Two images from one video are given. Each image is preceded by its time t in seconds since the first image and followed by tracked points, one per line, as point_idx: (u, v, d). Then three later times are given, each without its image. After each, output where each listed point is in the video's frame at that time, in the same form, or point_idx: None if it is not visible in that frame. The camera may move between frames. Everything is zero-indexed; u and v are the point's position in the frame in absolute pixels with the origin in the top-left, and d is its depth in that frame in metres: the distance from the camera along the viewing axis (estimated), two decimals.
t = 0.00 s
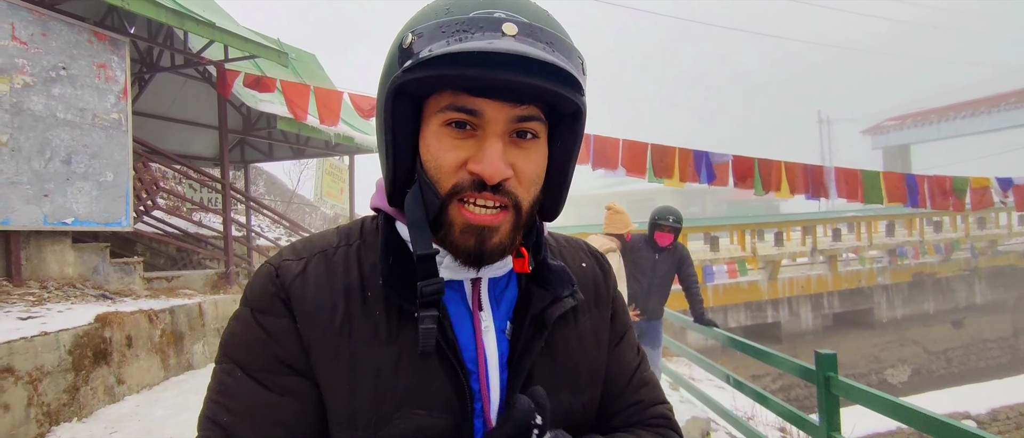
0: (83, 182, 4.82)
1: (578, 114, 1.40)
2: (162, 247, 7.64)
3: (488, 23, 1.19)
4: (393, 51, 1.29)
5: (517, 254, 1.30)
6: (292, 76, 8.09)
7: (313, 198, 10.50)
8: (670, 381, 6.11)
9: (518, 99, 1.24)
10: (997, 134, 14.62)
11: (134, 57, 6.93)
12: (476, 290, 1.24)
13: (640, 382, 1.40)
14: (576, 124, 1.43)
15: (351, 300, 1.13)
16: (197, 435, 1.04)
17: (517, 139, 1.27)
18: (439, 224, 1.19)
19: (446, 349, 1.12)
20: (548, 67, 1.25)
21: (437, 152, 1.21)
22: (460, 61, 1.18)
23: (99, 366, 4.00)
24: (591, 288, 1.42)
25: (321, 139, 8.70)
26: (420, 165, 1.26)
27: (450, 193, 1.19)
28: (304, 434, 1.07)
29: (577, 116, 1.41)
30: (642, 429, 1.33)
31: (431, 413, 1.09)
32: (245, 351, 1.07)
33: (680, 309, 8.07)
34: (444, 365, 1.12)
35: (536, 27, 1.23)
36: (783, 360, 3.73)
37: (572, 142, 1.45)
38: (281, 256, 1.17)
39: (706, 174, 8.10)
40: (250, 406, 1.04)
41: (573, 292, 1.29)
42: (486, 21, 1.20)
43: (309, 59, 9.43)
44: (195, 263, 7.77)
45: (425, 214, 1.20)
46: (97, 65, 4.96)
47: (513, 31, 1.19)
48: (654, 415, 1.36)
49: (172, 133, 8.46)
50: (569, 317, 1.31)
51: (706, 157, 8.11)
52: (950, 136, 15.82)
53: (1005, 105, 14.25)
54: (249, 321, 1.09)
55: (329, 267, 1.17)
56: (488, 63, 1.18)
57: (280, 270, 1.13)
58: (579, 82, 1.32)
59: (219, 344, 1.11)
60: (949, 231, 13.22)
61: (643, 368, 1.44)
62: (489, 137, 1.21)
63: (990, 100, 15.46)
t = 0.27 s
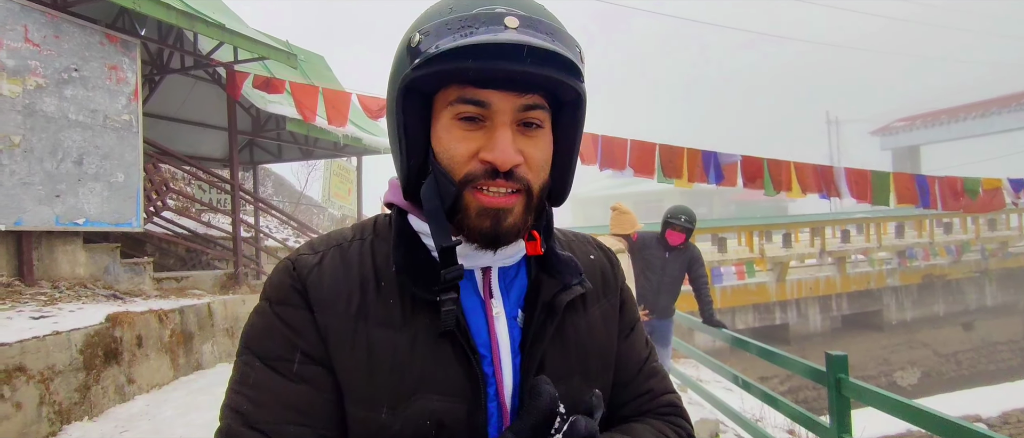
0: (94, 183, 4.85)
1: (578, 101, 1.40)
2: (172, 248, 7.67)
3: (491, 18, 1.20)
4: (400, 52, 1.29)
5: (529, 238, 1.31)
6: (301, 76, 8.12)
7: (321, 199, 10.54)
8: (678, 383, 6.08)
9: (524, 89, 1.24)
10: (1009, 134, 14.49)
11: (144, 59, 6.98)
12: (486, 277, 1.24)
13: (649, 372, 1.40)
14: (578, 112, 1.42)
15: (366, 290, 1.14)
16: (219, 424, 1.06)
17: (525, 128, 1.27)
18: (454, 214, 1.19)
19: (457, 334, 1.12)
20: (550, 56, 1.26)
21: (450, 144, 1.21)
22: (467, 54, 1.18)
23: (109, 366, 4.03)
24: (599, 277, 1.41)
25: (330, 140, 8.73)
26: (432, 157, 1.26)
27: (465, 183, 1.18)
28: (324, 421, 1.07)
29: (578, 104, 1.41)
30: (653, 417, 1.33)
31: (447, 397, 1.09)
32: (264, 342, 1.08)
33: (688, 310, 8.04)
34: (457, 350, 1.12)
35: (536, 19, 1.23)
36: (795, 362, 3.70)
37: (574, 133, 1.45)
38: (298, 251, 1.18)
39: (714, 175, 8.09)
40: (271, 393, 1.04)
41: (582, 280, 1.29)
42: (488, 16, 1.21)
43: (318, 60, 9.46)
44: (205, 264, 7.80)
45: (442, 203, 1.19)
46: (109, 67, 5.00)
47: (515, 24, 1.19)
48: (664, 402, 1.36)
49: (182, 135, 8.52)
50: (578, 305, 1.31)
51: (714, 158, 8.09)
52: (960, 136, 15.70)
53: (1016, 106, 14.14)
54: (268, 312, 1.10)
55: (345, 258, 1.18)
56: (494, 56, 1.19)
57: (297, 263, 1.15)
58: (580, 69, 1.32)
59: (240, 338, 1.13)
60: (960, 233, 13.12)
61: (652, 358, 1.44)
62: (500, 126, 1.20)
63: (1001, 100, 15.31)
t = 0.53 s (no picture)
0: (101, 184, 4.86)
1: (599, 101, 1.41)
2: (177, 248, 7.67)
3: (530, 25, 1.18)
4: (432, 57, 1.24)
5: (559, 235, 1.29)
6: (305, 77, 8.12)
7: (326, 199, 10.55)
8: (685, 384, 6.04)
9: (560, 92, 1.23)
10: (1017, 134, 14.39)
11: (150, 59, 6.98)
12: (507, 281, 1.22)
13: (664, 369, 1.39)
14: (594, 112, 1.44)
15: (388, 291, 1.12)
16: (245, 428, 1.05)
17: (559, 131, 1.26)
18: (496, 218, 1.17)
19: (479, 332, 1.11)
20: (581, 60, 1.26)
21: (492, 149, 1.18)
22: (512, 61, 1.16)
23: (115, 367, 4.02)
24: (613, 276, 1.40)
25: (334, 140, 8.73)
26: (468, 163, 1.23)
27: (510, 188, 1.17)
28: (351, 423, 1.07)
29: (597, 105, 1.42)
30: (669, 414, 1.33)
31: (470, 397, 1.08)
32: (289, 347, 1.07)
33: (693, 312, 8.00)
34: (480, 351, 1.11)
35: (571, 24, 1.22)
36: (802, 365, 3.67)
37: (589, 134, 1.46)
38: (320, 254, 1.16)
39: (720, 175, 8.05)
40: (296, 397, 1.04)
41: (598, 280, 1.28)
42: (526, 23, 1.19)
43: (323, 60, 9.46)
44: (210, 264, 7.81)
45: (483, 209, 1.17)
46: (115, 68, 5.00)
47: (555, 30, 1.18)
48: (680, 398, 1.37)
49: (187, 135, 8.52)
50: (595, 305, 1.29)
51: (721, 158, 8.05)
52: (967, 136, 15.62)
53: None
54: (291, 316, 1.09)
55: (367, 260, 1.15)
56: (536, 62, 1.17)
57: (320, 266, 1.13)
58: (608, 72, 1.33)
59: (263, 341, 1.12)
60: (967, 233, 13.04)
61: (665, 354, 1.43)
62: (540, 130, 1.19)
63: (1009, 100, 15.21)
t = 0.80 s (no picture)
0: (105, 182, 4.87)
1: (617, 99, 1.43)
2: (180, 247, 7.67)
3: (563, 28, 1.20)
4: (466, 60, 1.25)
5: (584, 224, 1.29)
6: (309, 76, 8.13)
7: (329, 199, 10.56)
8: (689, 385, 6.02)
9: (590, 90, 1.25)
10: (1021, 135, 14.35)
11: (154, 58, 6.98)
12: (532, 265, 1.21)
13: (678, 357, 1.41)
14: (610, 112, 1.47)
15: (425, 278, 1.11)
16: (289, 413, 1.06)
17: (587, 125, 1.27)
18: (534, 210, 1.17)
19: (511, 317, 1.11)
20: (607, 59, 1.28)
21: (528, 145, 1.18)
22: (548, 62, 1.18)
23: (119, 365, 4.03)
24: (630, 267, 1.40)
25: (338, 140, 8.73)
26: (504, 158, 1.22)
27: (547, 179, 1.17)
28: (392, 405, 1.07)
29: (614, 103, 1.45)
30: (686, 399, 1.36)
31: (505, 379, 1.08)
32: (331, 333, 1.08)
33: (696, 312, 8.00)
34: (512, 334, 1.11)
35: (599, 27, 1.25)
36: (806, 366, 3.66)
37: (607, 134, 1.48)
38: (357, 245, 1.16)
39: (723, 175, 8.04)
40: (339, 381, 1.05)
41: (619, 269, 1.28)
42: (558, 27, 1.21)
43: (326, 60, 9.46)
44: (213, 263, 7.81)
45: (522, 200, 1.17)
46: (119, 66, 5.01)
47: (587, 33, 1.20)
48: (694, 385, 1.39)
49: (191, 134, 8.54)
50: (615, 294, 1.30)
51: (724, 158, 8.05)
52: (971, 138, 15.58)
53: None
54: (332, 306, 1.09)
55: (403, 249, 1.15)
56: (571, 62, 1.20)
57: (358, 256, 1.13)
58: (631, 72, 1.36)
59: (303, 330, 1.12)
60: (970, 235, 13.01)
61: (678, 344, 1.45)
62: (574, 124, 1.19)
63: (1013, 101, 15.18)
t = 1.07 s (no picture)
0: (105, 181, 4.87)
1: (625, 103, 1.46)
2: (180, 246, 7.68)
3: (581, 38, 1.23)
4: (486, 67, 1.26)
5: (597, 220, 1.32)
6: (310, 76, 8.14)
7: (329, 199, 10.57)
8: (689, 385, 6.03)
9: (605, 96, 1.28)
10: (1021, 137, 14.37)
11: (154, 57, 6.99)
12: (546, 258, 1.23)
13: (687, 348, 1.44)
14: (618, 115, 1.49)
15: (445, 269, 1.13)
16: (319, 401, 1.08)
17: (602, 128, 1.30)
18: (553, 210, 1.20)
19: (528, 305, 1.13)
20: (621, 67, 1.31)
21: (548, 148, 1.21)
22: (569, 71, 1.20)
23: (119, 363, 4.04)
24: (639, 261, 1.42)
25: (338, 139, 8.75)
26: (523, 160, 1.24)
27: (566, 181, 1.20)
28: (418, 391, 1.08)
29: (622, 107, 1.48)
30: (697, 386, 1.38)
31: (525, 364, 1.09)
32: (357, 323, 1.09)
33: (695, 313, 8.03)
34: (530, 321, 1.13)
35: (614, 38, 1.28)
36: (805, 366, 3.67)
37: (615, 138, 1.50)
38: (380, 240, 1.18)
39: (724, 176, 8.06)
40: (367, 368, 1.06)
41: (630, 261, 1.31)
42: (576, 37, 1.24)
43: (327, 60, 9.47)
44: (212, 262, 7.81)
45: (541, 200, 1.20)
46: (120, 66, 5.01)
47: (604, 43, 1.23)
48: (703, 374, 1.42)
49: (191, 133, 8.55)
50: (627, 285, 1.32)
51: (724, 159, 8.06)
52: (971, 140, 15.62)
53: None
54: (357, 297, 1.10)
55: (424, 242, 1.17)
56: (590, 70, 1.22)
57: (382, 251, 1.14)
58: (642, 77, 1.39)
59: (330, 322, 1.13)
60: (969, 237, 13.05)
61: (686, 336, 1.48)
62: (590, 128, 1.22)
63: (1013, 103, 15.21)
